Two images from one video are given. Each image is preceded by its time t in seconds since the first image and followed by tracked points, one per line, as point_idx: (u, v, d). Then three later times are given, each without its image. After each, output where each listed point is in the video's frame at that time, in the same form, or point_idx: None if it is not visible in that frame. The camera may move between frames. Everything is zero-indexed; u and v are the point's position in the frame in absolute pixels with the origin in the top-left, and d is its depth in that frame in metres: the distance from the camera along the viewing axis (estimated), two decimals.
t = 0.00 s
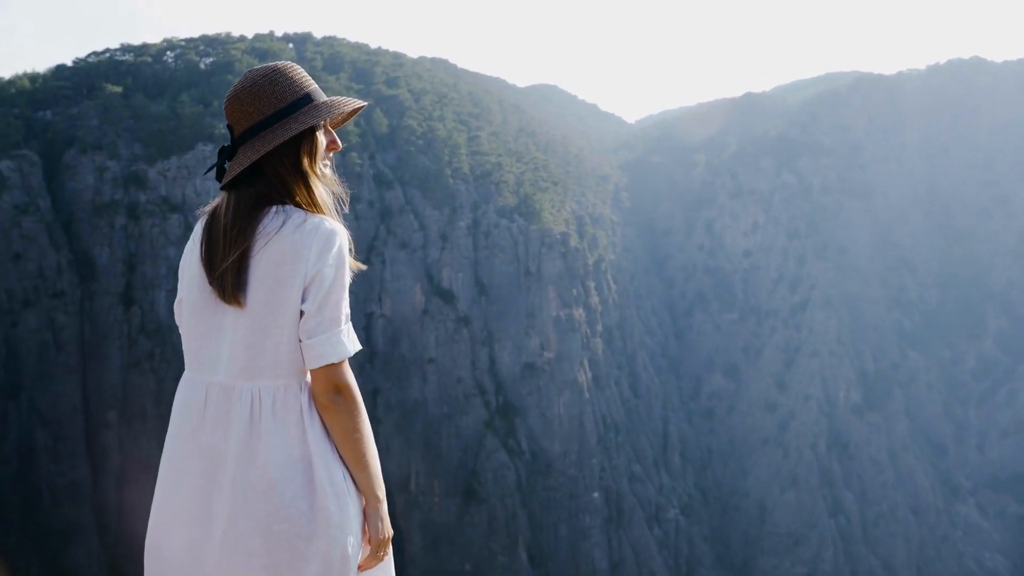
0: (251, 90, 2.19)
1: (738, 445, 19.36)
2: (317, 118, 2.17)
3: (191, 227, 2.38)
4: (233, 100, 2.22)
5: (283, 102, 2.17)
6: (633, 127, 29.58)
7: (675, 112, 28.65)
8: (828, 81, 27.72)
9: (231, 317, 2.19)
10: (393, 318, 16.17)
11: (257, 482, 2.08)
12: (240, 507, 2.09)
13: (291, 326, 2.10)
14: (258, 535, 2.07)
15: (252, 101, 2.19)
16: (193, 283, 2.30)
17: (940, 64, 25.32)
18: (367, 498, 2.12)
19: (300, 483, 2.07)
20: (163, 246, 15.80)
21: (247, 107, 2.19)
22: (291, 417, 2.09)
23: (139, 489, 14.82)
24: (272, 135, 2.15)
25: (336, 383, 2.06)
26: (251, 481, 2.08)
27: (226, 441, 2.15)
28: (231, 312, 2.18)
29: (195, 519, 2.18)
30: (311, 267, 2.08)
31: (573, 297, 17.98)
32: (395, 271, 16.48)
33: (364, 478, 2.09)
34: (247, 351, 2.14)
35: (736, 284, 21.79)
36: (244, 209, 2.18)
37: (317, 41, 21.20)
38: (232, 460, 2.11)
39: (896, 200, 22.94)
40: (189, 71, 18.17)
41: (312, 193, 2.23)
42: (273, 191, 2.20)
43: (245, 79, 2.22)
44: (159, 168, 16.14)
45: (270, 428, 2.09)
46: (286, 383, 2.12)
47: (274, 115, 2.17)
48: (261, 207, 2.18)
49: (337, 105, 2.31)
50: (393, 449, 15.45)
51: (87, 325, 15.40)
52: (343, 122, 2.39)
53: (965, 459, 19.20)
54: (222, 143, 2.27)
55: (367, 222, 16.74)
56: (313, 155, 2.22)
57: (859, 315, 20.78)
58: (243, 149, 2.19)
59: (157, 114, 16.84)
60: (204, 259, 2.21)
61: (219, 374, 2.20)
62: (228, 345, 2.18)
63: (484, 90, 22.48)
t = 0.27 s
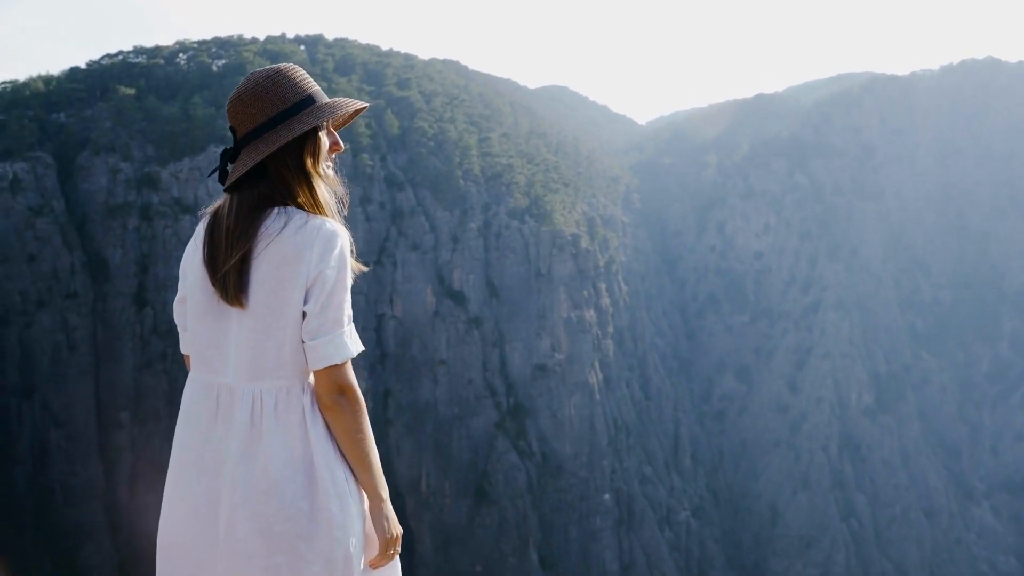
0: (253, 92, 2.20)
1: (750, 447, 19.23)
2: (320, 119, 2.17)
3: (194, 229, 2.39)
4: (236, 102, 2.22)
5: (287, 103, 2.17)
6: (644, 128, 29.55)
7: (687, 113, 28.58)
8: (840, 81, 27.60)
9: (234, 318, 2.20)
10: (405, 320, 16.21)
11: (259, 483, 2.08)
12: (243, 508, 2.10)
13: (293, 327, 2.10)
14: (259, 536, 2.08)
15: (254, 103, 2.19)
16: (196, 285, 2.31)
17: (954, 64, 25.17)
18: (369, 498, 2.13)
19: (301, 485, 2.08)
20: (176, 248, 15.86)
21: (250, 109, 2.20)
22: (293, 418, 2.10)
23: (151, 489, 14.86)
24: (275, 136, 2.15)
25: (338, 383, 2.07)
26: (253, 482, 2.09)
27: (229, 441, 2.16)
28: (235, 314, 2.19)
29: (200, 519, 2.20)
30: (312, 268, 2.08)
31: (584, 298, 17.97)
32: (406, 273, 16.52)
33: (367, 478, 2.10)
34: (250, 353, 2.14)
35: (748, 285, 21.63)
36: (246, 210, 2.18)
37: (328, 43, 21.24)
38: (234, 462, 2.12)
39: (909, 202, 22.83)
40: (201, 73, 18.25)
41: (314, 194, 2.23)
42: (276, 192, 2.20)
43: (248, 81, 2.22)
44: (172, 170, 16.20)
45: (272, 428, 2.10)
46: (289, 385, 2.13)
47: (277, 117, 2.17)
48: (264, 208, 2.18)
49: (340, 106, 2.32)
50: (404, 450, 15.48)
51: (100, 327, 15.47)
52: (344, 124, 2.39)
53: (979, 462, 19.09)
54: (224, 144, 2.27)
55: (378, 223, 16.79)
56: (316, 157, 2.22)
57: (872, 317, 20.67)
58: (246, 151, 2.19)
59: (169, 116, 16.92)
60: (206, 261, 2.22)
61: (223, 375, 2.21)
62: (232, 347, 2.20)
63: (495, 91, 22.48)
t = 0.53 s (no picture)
0: (260, 94, 2.18)
1: (764, 450, 19.12)
2: (329, 121, 2.16)
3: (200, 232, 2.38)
4: (242, 103, 2.20)
5: (295, 105, 2.16)
6: (657, 129, 29.48)
7: (700, 114, 28.50)
8: (855, 82, 27.46)
9: (241, 320, 2.19)
10: (418, 321, 16.24)
11: (263, 486, 2.09)
12: (247, 510, 2.10)
13: (297, 331, 2.09)
14: (264, 539, 2.08)
15: (261, 105, 2.17)
16: (204, 287, 2.30)
17: (970, 65, 25.00)
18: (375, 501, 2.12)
19: (305, 487, 2.08)
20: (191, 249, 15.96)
21: (257, 111, 2.17)
22: (297, 421, 2.10)
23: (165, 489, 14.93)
24: (284, 138, 2.13)
25: (341, 387, 2.05)
26: (258, 484, 2.09)
27: (236, 441, 2.17)
28: (241, 317, 2.19)
29: (209, 519, 2.21)
30: (316, 271, 2.07)
31: (598, 300, 17.95)
32: (419, 274, 16.57)
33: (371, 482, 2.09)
34: (255, 355, 2.14)
35: (762, 286, 21.56)
36: (253, 213, 2.15)
37: (341, 45, 21.30)
38: (240, 463, 2.12)
39: (925, 203, 22.64)
40: (216, 75, 18.35)
41: (323, 195, 2.21)
42: (283, 194, 2.17)
43: (253, 83, 2.20)
44: (186, 171, 16.31)
45: (276, 431, 2.10)
46: (293, 388, 2.12)
47: (285, 120, 2.15)
48: (269, 211, 2.16)
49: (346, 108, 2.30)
50: (417, 451, 15.51)
51: (115, 327, 15.59)
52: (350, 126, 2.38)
53: (996, 465, 18.96)
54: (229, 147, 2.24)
55: (391, 225, 16.85)
56: (324, 159, 2.20)
57: (887, 319, 20.52)
58: (253, 153, 2.17)
59: (184, 117, 17.02)
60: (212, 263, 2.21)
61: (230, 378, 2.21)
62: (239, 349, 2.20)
63: (508, 93, 22.49)
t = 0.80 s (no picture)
0: (265, 97, 2.18)
1: (777, 452, 19.01)
2: (335, 122, 2.17)
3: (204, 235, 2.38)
4: (246, 105, 2.20)
5: (301, 107, 2.17)
6: (670, 130, 29.42)
7: (714, 116, 28.42)
8: (871, 83, 27.31)
9: (246, 323, 2.20)
10: (431, 322, 16.28)
11: (268, 488, 2.09)
12: (252, 511, 2.11)
13: (302, 333, 2.10)
14: (268, 539, 2.09)
15: (267, 107, 2.18)
16: (210, 289, 2.31)
17: (987, 65, 24.82)
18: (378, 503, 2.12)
19: (309, 489, 2.08)
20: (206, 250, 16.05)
21: (263, 113, 2.18)
22: (301, 423, 2.11)
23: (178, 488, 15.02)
24: (291, 139, 2.14)
25: (345, 390, 2.06)
26: (262, 485, 2.10)
27: (242, 444, 2.17)
28: (247, 319, 2.19)
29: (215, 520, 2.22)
30: (321, 274, 2.07)
31: (611, 301, 17.93)
32: (432, 275, 16.62)
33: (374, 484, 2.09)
34: (260, 357, 2.15)
35: (776, 288, 21.47)
36: (259, 214, 2.15)
37: (355, 46, 21.35)
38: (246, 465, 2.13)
39: (940, 204, 22.47)
40: (230, 77, 18.45)
41: (329, 197, 2.21)
42: (288, 194, 2.16)
43: (258, 85, 2.20)
44: (200, 172, 16.42)
45: (281, 433, 2.10)
46: (297, 390, 2.13)
47: (291, 121, 2.16)
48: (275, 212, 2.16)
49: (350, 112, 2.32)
50: (430, 451, 15.63)
51: (130, 326, 15.69)
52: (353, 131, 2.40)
53: (1012, 468, 18.83)
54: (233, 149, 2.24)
55: (405, 226, 16.90)
56: (331, 161, 2.21)
57: (902, 321, 20.41)
58: (260, 154, 2.17)
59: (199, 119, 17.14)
60: (216, 267, 2.20)
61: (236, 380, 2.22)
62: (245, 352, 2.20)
63: (521, 94, 22.50)
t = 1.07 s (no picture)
0: (268, 96, 2.13)
1: (790, 454, 18.95)
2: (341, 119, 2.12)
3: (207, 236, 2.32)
4: (248, 107, 2.14)
5: (306, 105, 2.12)
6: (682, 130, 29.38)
7: (725, 116, 28.36)
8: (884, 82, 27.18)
9: (249, 323, 2.14)
10: (444, 322, 16.32)
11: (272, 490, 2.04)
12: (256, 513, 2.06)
13: (306, 333, 2.04)
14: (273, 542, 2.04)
15: (271, 106, 2.12)
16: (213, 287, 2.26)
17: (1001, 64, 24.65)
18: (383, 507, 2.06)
19: (313, 491, 2.03)
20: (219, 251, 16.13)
21: (267, 113, 2.13)
22: (305, 424, 2.05)
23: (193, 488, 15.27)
24: (297, 139, 2.09)
25: (349, 391, 2.00)
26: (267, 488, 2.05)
27: (246, 446, 2.12)
28: (250, 319, 2.13)
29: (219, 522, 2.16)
30: (325, 274, 2.01)
31: (623, 302, 17.90)
32: (444, 276, 16.65)
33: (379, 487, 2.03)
34: (263, 357, 2.09)
35: (789, 288, 21.45)
36: (264, 215, 2.09)
37: (367, 47, 21.39)
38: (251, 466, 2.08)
39: (955, 205, 22.32)
40: (243, 78, 18.52)
41: (338, 197, 2.15)
42: (294, 196, 2.11)
43: (259, 84, 2.15)
44: (214, 173, 16.51)
45: (285, 434, 2.05)
46: (301, 390, 2.07)
47: (295, 121, 2.11)
48: (280, 213, 2.10)
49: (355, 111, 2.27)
50: (442, 451, 15.63)
51: (144, 327, 15.79)
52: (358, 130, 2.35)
53: None
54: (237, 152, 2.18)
55: (417, 227, 16.91)
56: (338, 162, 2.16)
57: (916, 323, 20.31)
58: (264, 155, 2.11)
59: (212, 120, 17.26)
60: (220, 268, 2.15)
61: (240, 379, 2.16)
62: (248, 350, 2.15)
63: (533, 94, 22.50)
